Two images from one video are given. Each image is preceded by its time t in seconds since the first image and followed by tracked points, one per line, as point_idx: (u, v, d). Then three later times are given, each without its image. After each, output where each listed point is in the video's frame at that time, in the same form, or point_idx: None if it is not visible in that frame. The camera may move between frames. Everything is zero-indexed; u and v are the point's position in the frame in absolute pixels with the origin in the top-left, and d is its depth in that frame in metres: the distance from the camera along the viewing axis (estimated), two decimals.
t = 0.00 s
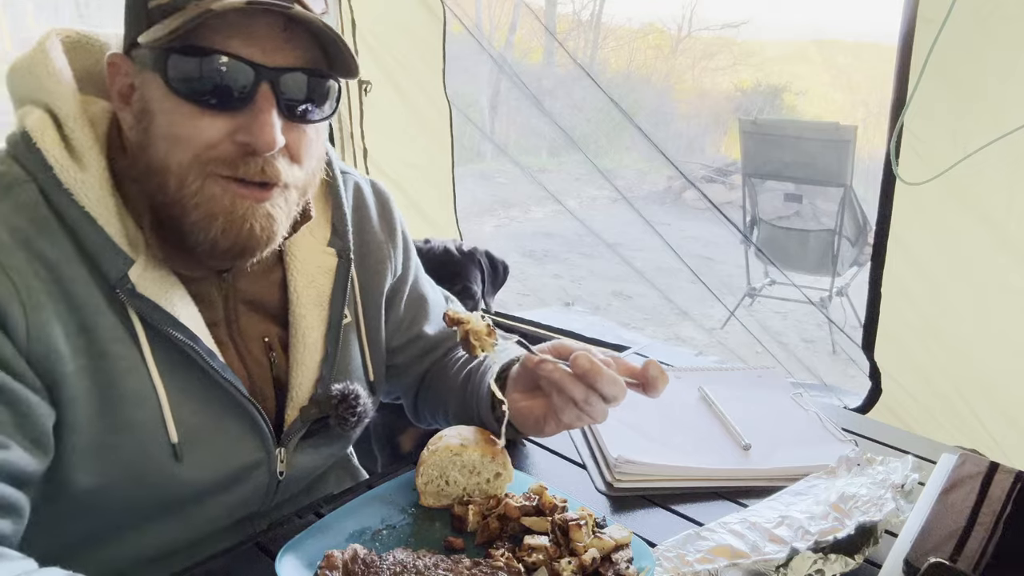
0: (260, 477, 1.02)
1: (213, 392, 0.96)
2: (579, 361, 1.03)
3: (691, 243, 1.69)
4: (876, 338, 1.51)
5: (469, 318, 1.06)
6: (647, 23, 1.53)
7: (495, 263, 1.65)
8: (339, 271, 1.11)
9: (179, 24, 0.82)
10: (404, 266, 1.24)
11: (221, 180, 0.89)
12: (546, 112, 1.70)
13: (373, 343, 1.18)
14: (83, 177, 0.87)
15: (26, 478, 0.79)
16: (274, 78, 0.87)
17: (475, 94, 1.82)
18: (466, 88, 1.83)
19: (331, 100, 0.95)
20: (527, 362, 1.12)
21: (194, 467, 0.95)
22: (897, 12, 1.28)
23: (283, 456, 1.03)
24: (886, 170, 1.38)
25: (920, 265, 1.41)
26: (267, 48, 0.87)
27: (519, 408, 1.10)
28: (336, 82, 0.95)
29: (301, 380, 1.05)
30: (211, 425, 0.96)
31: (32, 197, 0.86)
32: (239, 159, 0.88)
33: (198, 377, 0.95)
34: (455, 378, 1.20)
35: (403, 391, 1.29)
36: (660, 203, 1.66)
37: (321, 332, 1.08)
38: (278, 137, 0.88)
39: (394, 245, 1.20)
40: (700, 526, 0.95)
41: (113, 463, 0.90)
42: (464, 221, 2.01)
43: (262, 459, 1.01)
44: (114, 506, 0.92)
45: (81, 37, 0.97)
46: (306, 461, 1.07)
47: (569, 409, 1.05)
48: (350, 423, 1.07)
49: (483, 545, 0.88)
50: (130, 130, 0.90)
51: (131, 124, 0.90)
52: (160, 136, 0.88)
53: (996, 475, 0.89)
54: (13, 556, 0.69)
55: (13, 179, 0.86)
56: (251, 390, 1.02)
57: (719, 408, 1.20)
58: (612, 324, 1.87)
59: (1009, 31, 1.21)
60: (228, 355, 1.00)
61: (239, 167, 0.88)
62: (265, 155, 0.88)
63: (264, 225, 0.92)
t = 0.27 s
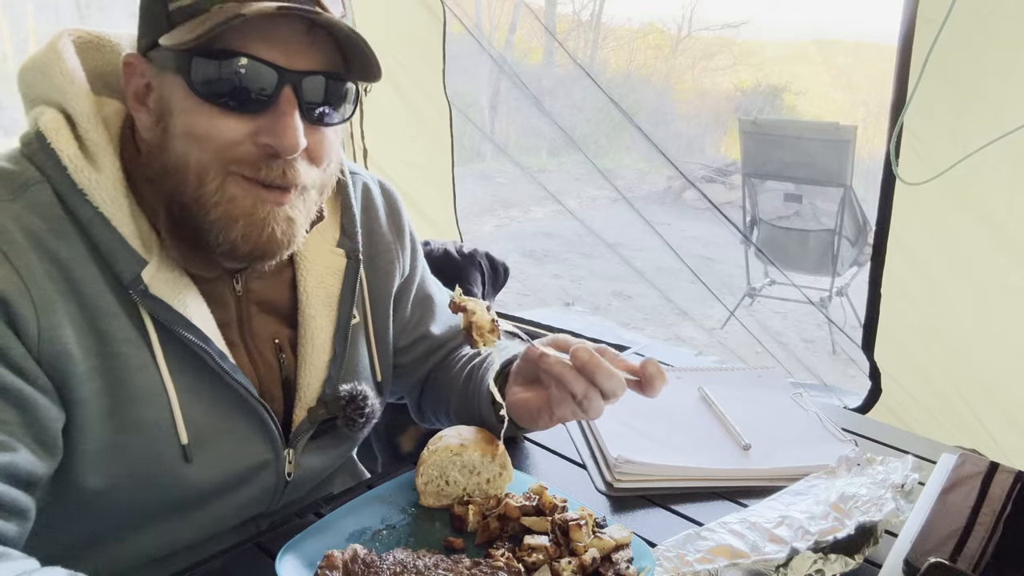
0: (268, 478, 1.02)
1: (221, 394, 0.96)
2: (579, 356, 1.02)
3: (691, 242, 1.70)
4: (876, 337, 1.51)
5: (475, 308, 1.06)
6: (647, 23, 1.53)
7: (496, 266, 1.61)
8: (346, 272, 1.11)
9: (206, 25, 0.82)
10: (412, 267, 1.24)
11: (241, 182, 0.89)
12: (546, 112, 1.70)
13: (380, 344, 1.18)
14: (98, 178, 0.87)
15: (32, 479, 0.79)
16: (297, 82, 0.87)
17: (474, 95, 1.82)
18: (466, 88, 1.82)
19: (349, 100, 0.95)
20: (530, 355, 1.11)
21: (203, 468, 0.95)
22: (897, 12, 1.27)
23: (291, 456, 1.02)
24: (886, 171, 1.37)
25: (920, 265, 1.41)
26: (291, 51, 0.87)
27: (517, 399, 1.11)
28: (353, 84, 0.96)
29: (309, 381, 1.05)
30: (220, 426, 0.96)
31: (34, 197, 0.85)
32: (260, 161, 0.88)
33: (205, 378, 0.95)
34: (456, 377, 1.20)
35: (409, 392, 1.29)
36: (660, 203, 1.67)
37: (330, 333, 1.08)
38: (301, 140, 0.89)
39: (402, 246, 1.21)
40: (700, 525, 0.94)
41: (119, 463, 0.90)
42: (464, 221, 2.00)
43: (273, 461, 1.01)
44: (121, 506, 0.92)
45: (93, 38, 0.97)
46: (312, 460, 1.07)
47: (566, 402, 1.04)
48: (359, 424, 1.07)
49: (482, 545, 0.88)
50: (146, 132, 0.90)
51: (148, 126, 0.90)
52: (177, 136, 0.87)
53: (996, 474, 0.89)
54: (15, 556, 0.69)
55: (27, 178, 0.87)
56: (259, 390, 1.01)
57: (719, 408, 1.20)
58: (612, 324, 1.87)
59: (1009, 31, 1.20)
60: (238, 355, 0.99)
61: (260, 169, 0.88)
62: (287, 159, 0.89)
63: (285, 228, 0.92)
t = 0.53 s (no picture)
0: (268, 478, 1.02)
1: (221, 393, 0.96)
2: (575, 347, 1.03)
3: (691, 243, 1.71)
4: (876, 337, 1.51)
5: (472, 297, 1.04)
6: (647, 23, 1.53)
7: (496, 266, 1.61)
8: (346, 272, 1.11)
9: (209, 31, 0.81)
10: (412, 267, 1.24)
11: (245, 181, 0.89)
12: (546, 112, 1.70)
13: (381, 344, 1.18)
14: (99, 178, 0.87)
15: (32, 479, 0.79)
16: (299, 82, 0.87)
17: (474, 95, 1.82)
18: (466, 88, 1.82)
19: (351, 99, 0.95)
20: (527, 349, 1.12)
21: (204, 468, 0.96)
22: (897, 12, 1.27)
23: (291, 456, 1.02)
24: (886, 171, 1.37)
25: (920, 265, 1.41)
26: (293, 51, 0.87)
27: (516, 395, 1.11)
28: (356, 82, 0.95)
29: (309, 381, 1.04)
30: (221, 426, 0.96)
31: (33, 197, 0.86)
32: (264, 161, 0.88)
33: (206, 378, 0.95)
34: (456, 376, 1.20)
35: (409, 392, 1.29)
36: (660, 203, 1.67)
37: (329, 333, 1.08)
38: (306, 140, 0.89)
39: (402, 246, 1.21)
40: (700, 526, 0.94)
41: (120, 463, 0.90)
42: (464, 221, 2.00)
43: (274, 460, 1.01)
44: (122, 506, 0.92)
45: (95, 38, 0.97)
46: (312, 460, 1.07)
47: (564, 395, 1.05)
48: (359, 423, 1.07)
49: (483, 545, 0.88)
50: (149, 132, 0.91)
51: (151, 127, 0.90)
52: (179, 136, 0.87)
53: (996, 474, 0.89)
54: (14, 556, 0.69)
55: (27, 178, 0.86)
56: (260, 389, 1.01)
57: (719, 408, 1.20)
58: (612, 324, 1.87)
59: (1010, 31, 1.20)
60: (238, 354, 0.99)
61: (265, 168, 0.89)
62: (291, 158, 0.89)
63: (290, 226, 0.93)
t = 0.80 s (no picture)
0: (265, 477, 1.02)
1: (218, 393, 0.96)
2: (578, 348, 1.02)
3: (691, 243, 1.71)
4: (876, 337, 1.51)
5: (473, 300, 1.04)
6: (647, 23, 1.53)
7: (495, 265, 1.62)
8: (344, 271, 1.11)
9: (204, 33, 0.82)
10: (410, 266, 1.24)
11: (240, 179, 0.89)
12: (546, 112, 1.70)
13: (379, 344, 1.18)
14: (94, 177, 0.87)
15: (30, 479, 0.79)
16: (296, 83, 0.87)
17: (475, 95, 1.82)
18: (466, 88, 1.82)
19: (347, 100, 0.95)
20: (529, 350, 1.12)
21: (200, 467, 0.96)
22: (897, 12, 1.27)
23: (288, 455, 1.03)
24: (886, 171, 1.37)
25: (920, 265, 1.41)
26: (290, 52, 0.87)
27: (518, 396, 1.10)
28: (353, 82, 0.95)
29: (306, 380, 1.04)
30: (217, 425, 0.96)
31: (34, 198, 0.86)
32: (258, 160, 0.88)
33: (203, 377, 0.95)
34: (456, 376, 1.20)
35: (408, 391, 1.29)
36: (660, 203, 1.67)
37: (326, 332, 1.08)
38: (301, 142, 0.89)
39: (400, 245, 1.21)
40: (700, 526, 0.94)
41: (118, 463, 0.90)
42: (464, 221, 2.00)
43: (270, 459, 1.01)
44: (119, 506, 0.92)
45: (91, 38, 0.97)
46: (310, 460, 1.07)
47: (567, 396, 1.05)
48: (356, 423, 1.07)
49: (482, 544, 0.88)
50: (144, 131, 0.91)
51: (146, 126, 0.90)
52: (175, 134, 0.87)
53: (996, 474, 0.89)
54: (13, 556, 0.69)
55: (24, 179, 0.86)
56: (257, 389, 1.01)
57: (719, 408, 1.20)
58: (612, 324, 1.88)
59: (1010, 31, 1.20)
60: (235, 352, 0.99)
61: (259, 167, 0.89)
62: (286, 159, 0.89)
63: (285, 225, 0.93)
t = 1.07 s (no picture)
0: (264, 477, 1.02)
1: (216, 392, 0.96)
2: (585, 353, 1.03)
3: (691, 243, 1.71)
4: (876, 337, 1.51)
5: (482, 303, 1.05)
6: (647, 23, 1.53)
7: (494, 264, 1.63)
8: (342, 270, 1.11)
9: (202, 28, 0.82)
10: (409, 265, 1.24)
11: (245, 173, 0.90)
12: (546, 112, 1.70)
13: (378, 343, 1.18)
14: (90, 177, 0.87)
15: (29, 479, 0.79)
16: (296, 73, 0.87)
17: (475, 95, 1.82)
18: (466, 88, 1.82)
19: (343, 87, 0.95)
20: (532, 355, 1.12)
21: (199, 467, 0.95)
22: (897, 12, 1.27)
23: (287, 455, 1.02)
24: (886, 171, 1.37)
25: (920, 265, 1.41)
26: (289, 43, 0.87)
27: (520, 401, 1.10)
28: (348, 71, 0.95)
29: (305, 380, 1.04)
30: (216, 425, 0.96)
31: (31, 199, 0.86)
32: (262, 152, 0.89)
33: (202, 377, 0.95)
34: (456, 376, 1.20)
35: (408, 390, 1.29)
36: (660, 203, 1.67)
37: (324, 332, 1.08)
38: (305, 131, 0.89)
39: (399, 244, 1.21)
40: (700, 526, 0.94)
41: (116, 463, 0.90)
42: (464, 221, 2.00)
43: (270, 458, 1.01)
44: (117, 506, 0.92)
45: (88, 38, 0.97)
46: (309, 460, 1.07)
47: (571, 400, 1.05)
48: (354, 422, 1.06)
49: (482, 545, 0.88)
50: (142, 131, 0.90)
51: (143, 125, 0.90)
52: (175, 133, 0.87)
53: (996, 474, 0.89)
54: (12, 556, 0.68)
55: (20, 180, 0.86)
56: (256, 388, 1.01)
57: (719, 408, 1.20)
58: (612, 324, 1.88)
59: (1010, 31, 1.20)
60: (234, 352, 0.99)
61: (264, 160, 0.89)
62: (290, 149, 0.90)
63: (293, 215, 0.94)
